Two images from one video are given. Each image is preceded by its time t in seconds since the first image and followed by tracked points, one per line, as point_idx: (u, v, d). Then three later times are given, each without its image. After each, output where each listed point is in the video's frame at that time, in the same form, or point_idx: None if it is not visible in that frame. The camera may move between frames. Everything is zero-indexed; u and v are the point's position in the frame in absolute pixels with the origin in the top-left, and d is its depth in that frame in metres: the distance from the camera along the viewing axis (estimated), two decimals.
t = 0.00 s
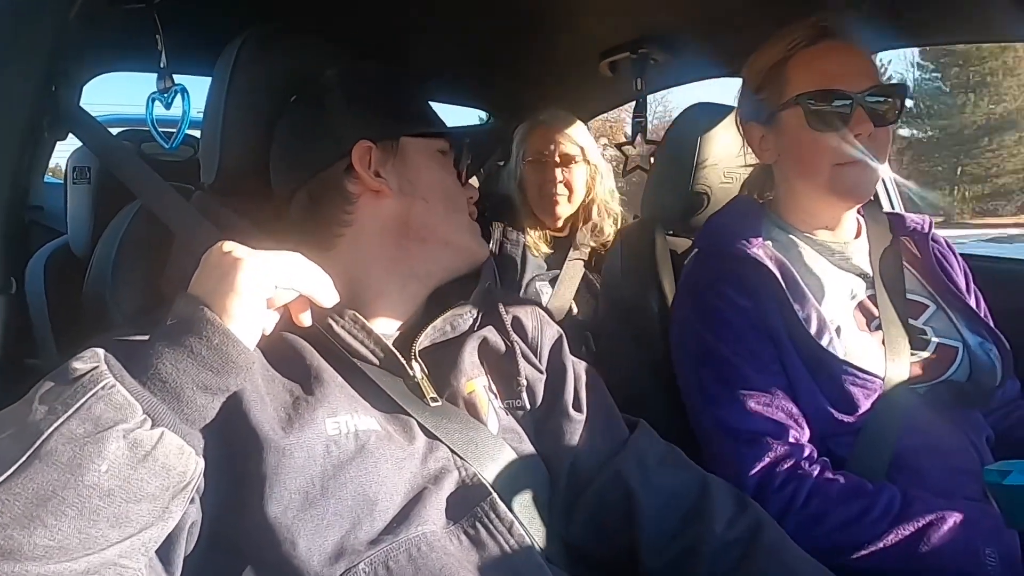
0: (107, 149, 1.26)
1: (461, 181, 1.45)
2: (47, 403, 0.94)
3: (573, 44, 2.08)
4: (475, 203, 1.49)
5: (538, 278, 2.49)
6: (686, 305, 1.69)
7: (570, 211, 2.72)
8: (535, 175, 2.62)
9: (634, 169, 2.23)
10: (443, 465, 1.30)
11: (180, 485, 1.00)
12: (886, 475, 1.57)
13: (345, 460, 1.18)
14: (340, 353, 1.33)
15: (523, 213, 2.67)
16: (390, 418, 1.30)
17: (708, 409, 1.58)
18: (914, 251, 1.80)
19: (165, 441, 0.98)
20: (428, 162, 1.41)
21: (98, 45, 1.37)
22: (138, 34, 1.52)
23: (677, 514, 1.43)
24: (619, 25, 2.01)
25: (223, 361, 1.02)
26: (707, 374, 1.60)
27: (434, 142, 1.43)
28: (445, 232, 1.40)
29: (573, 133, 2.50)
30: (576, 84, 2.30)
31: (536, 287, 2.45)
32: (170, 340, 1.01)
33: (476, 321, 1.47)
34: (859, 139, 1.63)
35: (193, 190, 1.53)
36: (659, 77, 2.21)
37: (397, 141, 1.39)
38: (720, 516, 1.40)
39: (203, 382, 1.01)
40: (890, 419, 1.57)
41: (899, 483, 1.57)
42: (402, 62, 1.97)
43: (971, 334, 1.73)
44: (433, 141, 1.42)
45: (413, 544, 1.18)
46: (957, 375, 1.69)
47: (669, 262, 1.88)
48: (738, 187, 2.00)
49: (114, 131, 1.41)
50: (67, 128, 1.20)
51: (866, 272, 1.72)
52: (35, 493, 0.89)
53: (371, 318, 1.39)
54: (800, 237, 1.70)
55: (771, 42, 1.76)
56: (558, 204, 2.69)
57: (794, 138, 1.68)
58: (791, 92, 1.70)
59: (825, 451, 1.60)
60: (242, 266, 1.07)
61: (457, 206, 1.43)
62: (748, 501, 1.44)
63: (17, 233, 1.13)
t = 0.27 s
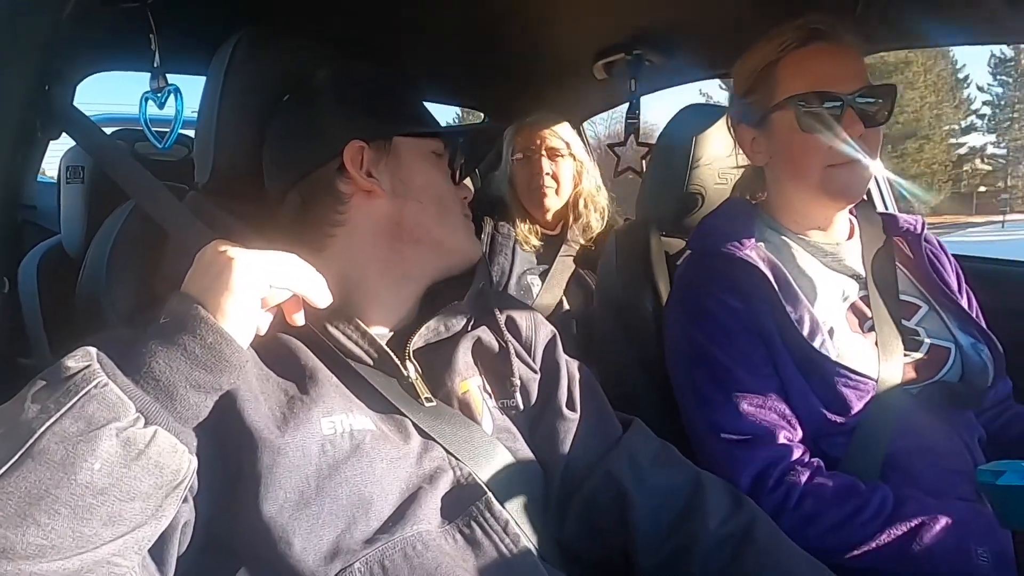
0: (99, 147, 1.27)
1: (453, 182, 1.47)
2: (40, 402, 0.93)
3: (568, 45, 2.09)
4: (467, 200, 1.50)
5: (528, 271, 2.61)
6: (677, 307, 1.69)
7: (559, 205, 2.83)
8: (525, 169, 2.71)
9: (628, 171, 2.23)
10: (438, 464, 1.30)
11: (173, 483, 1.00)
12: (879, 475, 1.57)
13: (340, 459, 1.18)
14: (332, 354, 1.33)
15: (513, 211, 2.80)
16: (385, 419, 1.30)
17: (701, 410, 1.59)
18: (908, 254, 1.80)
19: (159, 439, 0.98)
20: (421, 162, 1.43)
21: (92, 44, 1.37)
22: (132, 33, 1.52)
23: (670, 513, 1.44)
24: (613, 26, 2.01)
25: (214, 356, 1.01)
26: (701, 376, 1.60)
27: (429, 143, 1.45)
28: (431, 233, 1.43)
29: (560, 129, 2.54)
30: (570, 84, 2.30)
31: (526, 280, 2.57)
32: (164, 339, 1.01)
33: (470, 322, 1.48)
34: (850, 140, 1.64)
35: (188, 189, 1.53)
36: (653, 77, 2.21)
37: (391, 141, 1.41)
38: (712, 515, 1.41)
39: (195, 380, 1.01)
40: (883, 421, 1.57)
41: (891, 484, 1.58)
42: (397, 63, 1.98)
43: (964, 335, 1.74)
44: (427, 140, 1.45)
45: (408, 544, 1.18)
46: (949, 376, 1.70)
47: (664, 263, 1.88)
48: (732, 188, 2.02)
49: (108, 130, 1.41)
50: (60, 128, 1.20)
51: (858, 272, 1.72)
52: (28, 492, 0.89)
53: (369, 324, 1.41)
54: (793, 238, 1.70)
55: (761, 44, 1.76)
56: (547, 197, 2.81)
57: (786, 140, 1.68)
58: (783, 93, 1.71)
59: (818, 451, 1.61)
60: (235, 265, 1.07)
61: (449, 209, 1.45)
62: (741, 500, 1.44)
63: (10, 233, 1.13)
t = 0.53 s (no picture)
0: (93, 148, 1.25)
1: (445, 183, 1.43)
2: (36, 402, 0.93)
3: (564, 45, 2.09)
4: (460, 202, 1.45)
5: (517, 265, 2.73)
6: (674, 308, 1.69)
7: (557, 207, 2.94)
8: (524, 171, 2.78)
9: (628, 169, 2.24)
10: (432, 466, 1.30)
11: (170, 483, 0.99)
12: (875, 475, 1.57)
13: (335, 461, 1.17)
14: (327, 356, 1.32)
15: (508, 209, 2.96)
16: (380, 421, 1.30)
17: (697, 410, 1.59)
18: (903, 254, 1.81)
19: (156, 440, 0.97)
20: (409, 163, 1.39)
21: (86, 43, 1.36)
22: (127, 33, 1.52)
23: (666, 513, 1.43)
24: (609, 26, 2.01)
25: (211, 358, 1.01)
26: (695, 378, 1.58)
27: (420, 142, 1.41)
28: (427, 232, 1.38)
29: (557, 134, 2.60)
30: (566, 84, 2.30)
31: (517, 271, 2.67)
32: (161, 339, 1.01)
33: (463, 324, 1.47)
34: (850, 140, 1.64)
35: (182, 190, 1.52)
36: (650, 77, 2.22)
37: (378, 142, 1.37)
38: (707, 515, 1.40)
39: (192, 381, 1.00)
40: (879, 422, 1.57)
41: (887, 484, 1.58)
42: (393, 63, 1.97)
43: (958, 335, 1.73)
44: (415, 140, 1.40)
45: (403, 545, 1.18)
46: (944, 376, 1.69)
47: (660, 263, 1.88)
48: (727, 188, 2.00)
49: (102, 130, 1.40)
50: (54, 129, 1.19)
51: (854, 273, 1.72)
52: (26, 493, 0.89)
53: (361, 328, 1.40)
54: (790, 238, 1.70)
55: (762, 44, 1.77)
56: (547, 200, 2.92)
57: (785, 139, 1.69)
58: (783, 92, 1.71)
59: (814, 451, 1.61)
60: (232, 267, 1.06)
61: (437, 210, 1.40)
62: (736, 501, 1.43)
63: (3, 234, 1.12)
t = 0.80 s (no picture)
0: (90, 151, 1.26)
1: (429, 174, 1.43)
2: (44, 405, 0.93)
3: (561, 45, 2.09)
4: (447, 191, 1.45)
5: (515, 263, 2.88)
6: (672, 309, 1.69)
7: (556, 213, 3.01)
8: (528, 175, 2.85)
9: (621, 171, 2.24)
10: (429, 468, 1.29)
11: (173, 489, 0.99)
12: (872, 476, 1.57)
13: (332, 465, 1.17)
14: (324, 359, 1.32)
15: (511, 205, 2.99)
16: (376, 424, 1.29)
17: (696, 411, 1.58)
18: (900, 256, 1.81)
19: (162, 446, 0.97)
20: (387, 157, 1.40)
21: (84, 44, 1.36)
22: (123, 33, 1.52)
23: (663, 514, 1.43)
24: (606, 26, 2.01)
25: (218, 365, 1.01)
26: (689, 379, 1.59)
27: (401, 136, 1.42)
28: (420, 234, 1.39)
29: (562, 147, 2.71)
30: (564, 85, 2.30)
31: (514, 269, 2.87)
32: (168, 344, 1.00)
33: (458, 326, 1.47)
34: (847, 139, 1.63)
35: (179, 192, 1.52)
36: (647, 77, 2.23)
37: (350, 142, 1.38)
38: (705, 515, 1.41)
39: (198, 387, 1.00)
40: (875, 422, 1.57)
41: (884, 484, 1.58)
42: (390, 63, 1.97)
43: (956, 338, 1.74)
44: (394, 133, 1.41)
45: (401, 547, 1.18)
46: (941, 378, 1.70)
47: (657, 264, 1.88)
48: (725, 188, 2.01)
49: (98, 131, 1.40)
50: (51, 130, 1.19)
51: (851, 274, 1.72)
52: (32, 496, 0.88)
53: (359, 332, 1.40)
54: (787, 239, 1.70)
55: (761, 45, 1.78)
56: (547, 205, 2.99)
57: (785, 139, 1.69)
58: (781, 93, 1.71)
59: (811, 452, 1.61)
60: (241, 276, 1.07)
61: (417, 203, 1.41)
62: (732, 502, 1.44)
63: None
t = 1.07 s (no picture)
0: (89, 147, 1.25)
1: (419, 165, 1.43)
2: (47, 403, 0.93)
3: (560, 43, 2.09)
4: (440, 182, 1.46)
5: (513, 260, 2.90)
6: (667, 308, 1.67)
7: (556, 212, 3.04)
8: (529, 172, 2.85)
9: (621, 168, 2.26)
10: (429, 465, 1.30)
11: (174, 488, 0.99)
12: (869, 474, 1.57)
13: (331, 462, 1.17)
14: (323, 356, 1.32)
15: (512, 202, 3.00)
16: (375, 421, 1.30)
17: (684, 410, 1.57)
18: (896, 253, 1.81)
19: (163, 445, 0.97)
20: (373, 152, 1.40)
21: (80, 43, 1.36)
22: (120, 32, 1.52)
23: (661, 513, 1.43)
24: (605, 25, 2.01)
25: (222, 365, 1.01)
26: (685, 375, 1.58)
27: (388, 128, 1.42)
28: (412, 236, 1.40)
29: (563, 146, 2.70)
30: (562, 84, 2.31)
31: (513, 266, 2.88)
32: (171, 342, 1.01)
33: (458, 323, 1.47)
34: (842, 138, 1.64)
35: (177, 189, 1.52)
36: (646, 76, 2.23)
37: (335, 137, 1.39)
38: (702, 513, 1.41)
39: (202, 388, 1.00)
40: (873, 419, 1.57)
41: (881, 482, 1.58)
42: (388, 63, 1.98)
43: (951, 333, 1.74)
44: (381, 126, 1.42)
45: (402, 544, 1.18)
46: (937, 374, 1.70)
47: (655, 262, 1.88)
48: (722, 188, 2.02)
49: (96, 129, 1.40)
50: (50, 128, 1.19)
51: (847, 272, 1.72)
52: (34, 493, 0.88)
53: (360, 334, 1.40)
54: (784, 237, 1.70)
55: (756, 43, 1.78)
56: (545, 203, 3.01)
57: (781, 138, 1.69)
58: (777, 91, 1.70)
59: (808, 451, 1.61)
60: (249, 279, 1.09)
61: (404, 199, 1.41)
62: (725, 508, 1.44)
63: None
